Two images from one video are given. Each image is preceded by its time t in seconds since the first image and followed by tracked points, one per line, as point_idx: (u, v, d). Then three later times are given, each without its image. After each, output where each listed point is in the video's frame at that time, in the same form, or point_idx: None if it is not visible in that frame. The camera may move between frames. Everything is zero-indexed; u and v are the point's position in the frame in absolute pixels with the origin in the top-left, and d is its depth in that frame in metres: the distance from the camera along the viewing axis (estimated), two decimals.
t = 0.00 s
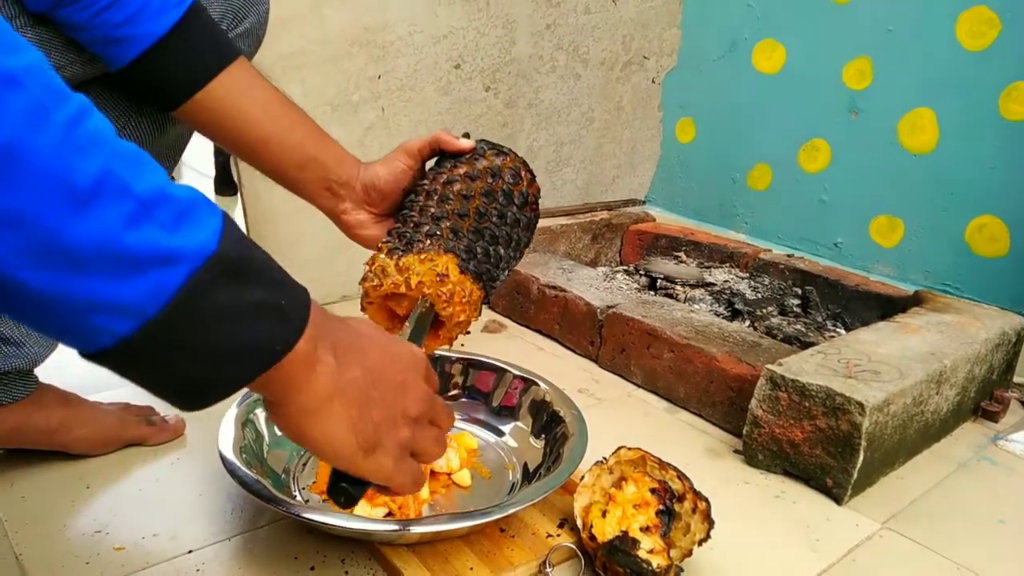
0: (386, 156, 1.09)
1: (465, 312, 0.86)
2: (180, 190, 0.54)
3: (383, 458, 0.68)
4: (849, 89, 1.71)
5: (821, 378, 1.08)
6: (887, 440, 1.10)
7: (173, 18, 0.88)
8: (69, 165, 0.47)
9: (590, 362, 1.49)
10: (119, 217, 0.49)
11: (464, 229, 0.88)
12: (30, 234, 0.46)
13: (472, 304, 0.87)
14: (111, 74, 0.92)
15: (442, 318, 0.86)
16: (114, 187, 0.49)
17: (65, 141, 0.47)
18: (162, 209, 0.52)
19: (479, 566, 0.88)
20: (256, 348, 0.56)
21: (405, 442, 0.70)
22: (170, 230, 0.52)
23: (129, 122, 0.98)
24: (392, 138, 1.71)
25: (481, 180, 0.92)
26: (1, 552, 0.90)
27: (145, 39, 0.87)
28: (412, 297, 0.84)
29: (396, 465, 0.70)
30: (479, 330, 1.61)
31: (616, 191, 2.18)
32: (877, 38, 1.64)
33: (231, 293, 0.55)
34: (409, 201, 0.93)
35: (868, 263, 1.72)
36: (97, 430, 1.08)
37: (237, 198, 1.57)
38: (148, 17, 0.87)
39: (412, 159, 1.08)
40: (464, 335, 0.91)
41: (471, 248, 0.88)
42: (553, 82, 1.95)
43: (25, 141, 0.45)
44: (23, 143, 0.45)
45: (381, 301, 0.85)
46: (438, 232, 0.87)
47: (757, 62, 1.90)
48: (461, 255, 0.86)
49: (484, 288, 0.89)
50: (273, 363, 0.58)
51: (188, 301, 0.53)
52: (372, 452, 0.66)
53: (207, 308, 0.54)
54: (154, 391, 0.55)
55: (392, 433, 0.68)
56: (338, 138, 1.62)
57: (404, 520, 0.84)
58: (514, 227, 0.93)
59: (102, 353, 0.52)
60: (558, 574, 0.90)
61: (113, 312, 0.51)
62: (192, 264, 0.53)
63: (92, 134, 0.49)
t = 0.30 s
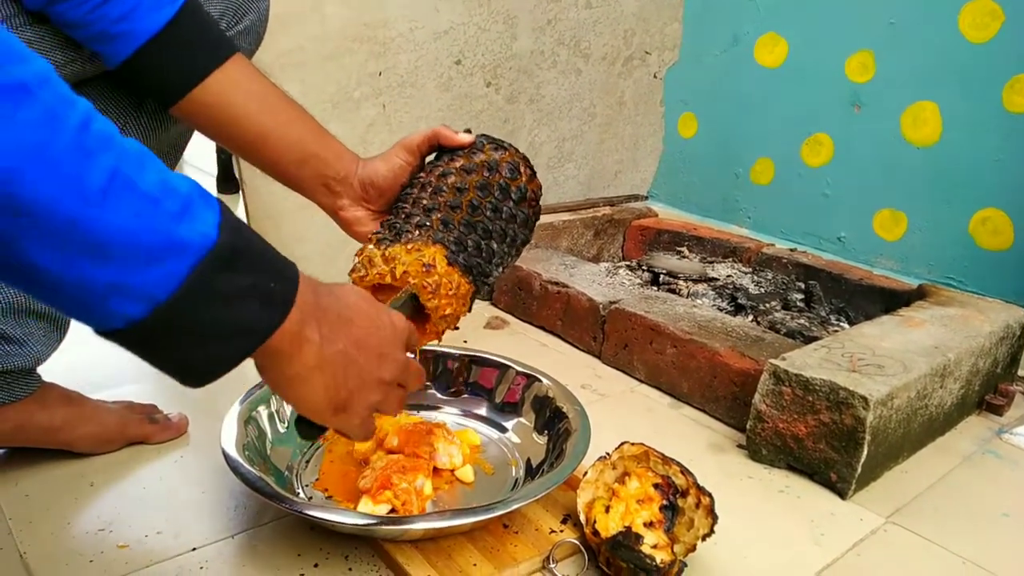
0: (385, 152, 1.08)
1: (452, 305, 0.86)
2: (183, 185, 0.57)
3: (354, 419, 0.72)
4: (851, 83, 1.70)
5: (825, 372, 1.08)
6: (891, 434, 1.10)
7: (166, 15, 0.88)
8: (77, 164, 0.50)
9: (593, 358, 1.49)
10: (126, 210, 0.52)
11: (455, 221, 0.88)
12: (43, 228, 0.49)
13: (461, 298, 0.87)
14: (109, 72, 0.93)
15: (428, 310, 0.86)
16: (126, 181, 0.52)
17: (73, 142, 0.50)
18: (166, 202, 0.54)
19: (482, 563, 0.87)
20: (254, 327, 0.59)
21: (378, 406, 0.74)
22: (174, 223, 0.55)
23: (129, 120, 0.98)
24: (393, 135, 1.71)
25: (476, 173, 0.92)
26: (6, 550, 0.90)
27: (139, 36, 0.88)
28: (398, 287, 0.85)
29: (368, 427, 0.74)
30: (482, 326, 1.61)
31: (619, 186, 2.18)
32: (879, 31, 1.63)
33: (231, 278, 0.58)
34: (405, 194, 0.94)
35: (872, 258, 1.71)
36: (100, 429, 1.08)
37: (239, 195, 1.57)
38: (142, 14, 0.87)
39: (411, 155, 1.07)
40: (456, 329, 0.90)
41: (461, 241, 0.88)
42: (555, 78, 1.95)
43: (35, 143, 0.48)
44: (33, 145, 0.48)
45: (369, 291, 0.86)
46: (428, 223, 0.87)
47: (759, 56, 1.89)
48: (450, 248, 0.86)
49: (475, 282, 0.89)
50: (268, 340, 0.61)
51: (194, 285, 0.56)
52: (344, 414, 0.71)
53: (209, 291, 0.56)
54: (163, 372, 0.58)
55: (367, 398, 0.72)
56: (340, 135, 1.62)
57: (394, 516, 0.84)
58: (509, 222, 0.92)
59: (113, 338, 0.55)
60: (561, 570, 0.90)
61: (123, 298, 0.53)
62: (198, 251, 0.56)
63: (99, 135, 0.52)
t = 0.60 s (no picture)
0: (385, 140, 1.10)
1: (449, 288, 0.86)
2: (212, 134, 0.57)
3: (400, 371, 0.76)
4: (851, 80, 1.70)
5: (826, 370, 1.08)
6: (891, 431, 1.10)
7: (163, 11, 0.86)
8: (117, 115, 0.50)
9: (594, 356, 1.49)
10: (168, 158, 0.52)
11: (452, 204, 0.88)
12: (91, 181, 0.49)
13: (457, 281, 0.87)
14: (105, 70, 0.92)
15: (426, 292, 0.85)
16: (163, 133, 0.52)
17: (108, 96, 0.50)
18: (205, 148, 0.55)
19: (482, 561, 0.88)
20: (301, 267, 0.61)
21: (416, 358, 0.78)
22: (213, 168, 0.55)
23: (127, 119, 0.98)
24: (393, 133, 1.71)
25: (473, 156, 0.91)
26: (7, 550, 0.90)
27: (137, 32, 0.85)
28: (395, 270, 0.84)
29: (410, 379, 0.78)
30: (482, 324, 1.61)
31: (619, 184, 2.18)
32: (879, 27, 1.62)
33: (272, 220, 0.59)
34: (403, 176, 0.93)
35: (873, 254, 1.71)
36: (101, 428, 1.08)
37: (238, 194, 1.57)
38: (138, 9, 0.84)
39: (409, 140, 1.08)
40: (453, 312, 0.90)
41: (457, 223, 0.87)
42: (554, 76, 1.95)
43: (74, 100, 0.48)
44: (72, 101, 0.48)
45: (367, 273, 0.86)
46: (424, 206, 0.87)
47: (759, 53, 1.88)
48: (446, 230, 0.86)
49: (472, 265, 0.89)
50: (316, 281, 0.63)
51: (236, 231, 0.56)
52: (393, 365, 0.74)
53: (257, 234, 0.58)
54: (213, 320, 0.59)
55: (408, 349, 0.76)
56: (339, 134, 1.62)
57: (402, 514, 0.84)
58: (507, 205, 0.92)
59: (164, 287, 0.55)
60: (561, 568, 0.90)
61: (172, 246, 0.54)
62: (238, 196, 0.56)
63: (128, 91, 0.52)
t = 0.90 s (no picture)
0: (391, 133, 1.09)
1: (450, 292, 0.88)
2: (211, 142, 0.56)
3: (416, 392, 0.74)
4: (856, 77, 1.69)
5: (830, 368, 1.08)
6: (896, 429, 1.09)
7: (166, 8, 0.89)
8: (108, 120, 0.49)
9: (598, 354, 1.49)
10: (163, 166, 0.51)
11: (453, 208, 0.88)
12: (80, 188, 0.48)
13: (459, 284, 0.89)
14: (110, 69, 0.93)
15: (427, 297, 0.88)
16: (157, 140, 0.51)
17: (98, 99, 0.49)
18: (202, 155, 0.54)
19: (486, 559, 0.88)
20: (302, 283, 0.60)
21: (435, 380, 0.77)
22: (210, 177, 0.54)
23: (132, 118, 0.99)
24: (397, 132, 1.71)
25: (478, 156, 0.90)
26: (13, 547, 0.91)
27: (144, 25, 0.88)
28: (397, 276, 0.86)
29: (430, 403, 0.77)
30: (486, 323, 1.61)
31: (623, 182, 2.18)
32: (885, 24, 1.62)
33: (273, 232, 0.57)
34: (409, 174, 0.94)
35: (878, 253, 1.70)
36: (107, 426, 1.09)
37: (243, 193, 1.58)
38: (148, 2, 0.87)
39: (415, 136, 1.08)
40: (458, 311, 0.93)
41: (459, 227, 0.88)
42: (558, 74, 1.95)
43: (63, 102, 0.47)
44: (61, 105, 0.47)
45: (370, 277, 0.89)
46: (426, 210, 0.88)
47: (763, 50, 1.88)
48: (447, 235, 0.87)
49: (473, 267, 0.90)
50: (319, 298, 0.61)
51: (235, 243, 0.55)
52: (408, 386, 0.73)
53: (256, 247, 0.56)
54: (210, 334, 0.58)
55: (423, 369, 0.75)
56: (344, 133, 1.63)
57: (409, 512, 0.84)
58: (511, 205, 0.91)
59: (158, 301, 0.54)
60: (566, 566, 0.90)
61: (166, 257, 0.53)
62: (236, 206, 0.55)
63: (122, 95, 0.51)
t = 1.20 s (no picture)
0: (393, 140, 1.06)
1: (463, 304, 0.87)
2: (167, 197, 0.51)
3: (373, 485, 0.62)
4: (858, 82, 1.69)
5: (832, 373, 1.08)
6: (897, 434, 1.09)
7: (167, 13, 0.88)
8: (39, 172, 0.44)
9: (599, 358, 1.49)
10: (90, 229, 0.46)
11: (464, 219, 0.88)
12: None
13: (472, 296, 0.88)
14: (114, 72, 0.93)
15: (441, 309, 0.86)
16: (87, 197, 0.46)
17: (32, 149, 0.44)
18: (142, 217, 0.48)
19: (488, 562, 0.88)
20: (243, 368, 0.53)
21: (400, 469, 0.65)
22: (146, 241, 0.48)
23: (136, 121, 0.99)
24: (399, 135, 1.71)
25: (485, 166, 0.91)
26: (14, 549, 0.91)
27: (144, 31, 0.88)
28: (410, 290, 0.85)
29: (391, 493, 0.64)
30: (487, 326, 1.61)
31: (624, 185, 2.18)
32: (886, 30, 1.62)
33: (214, 307, 0.51)
34: (413, 187, 0.93)
35: (879, 257, 1.70)
36: (108, 428, 1.09)
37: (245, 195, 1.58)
38: (147, 8, 0.86)
39: (418, 142, 1.05)
40: (467, 324, 0.92)
41: (470, 238, 0.88)
42: (560, 77, 1.95)
43: None
44: None
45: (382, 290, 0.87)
46: (438, 222, 0.87)
47: (765, 55, 1.88)
48: (460, 246, 0.87)
49: (485, 278, 0.90)
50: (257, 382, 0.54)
51: (166, 317, 0.49)
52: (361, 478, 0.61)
53: (191, 323, 0.50)
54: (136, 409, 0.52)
55: (386, 458, 0.63)
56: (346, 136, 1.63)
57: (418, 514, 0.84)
58: (518, 214, 0.92)
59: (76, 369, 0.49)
60: (567, 570, 0.90)
61: (87, 329, 0.47)
62: (170, 277, 0.49)
63: (65, 141, 0.46)
